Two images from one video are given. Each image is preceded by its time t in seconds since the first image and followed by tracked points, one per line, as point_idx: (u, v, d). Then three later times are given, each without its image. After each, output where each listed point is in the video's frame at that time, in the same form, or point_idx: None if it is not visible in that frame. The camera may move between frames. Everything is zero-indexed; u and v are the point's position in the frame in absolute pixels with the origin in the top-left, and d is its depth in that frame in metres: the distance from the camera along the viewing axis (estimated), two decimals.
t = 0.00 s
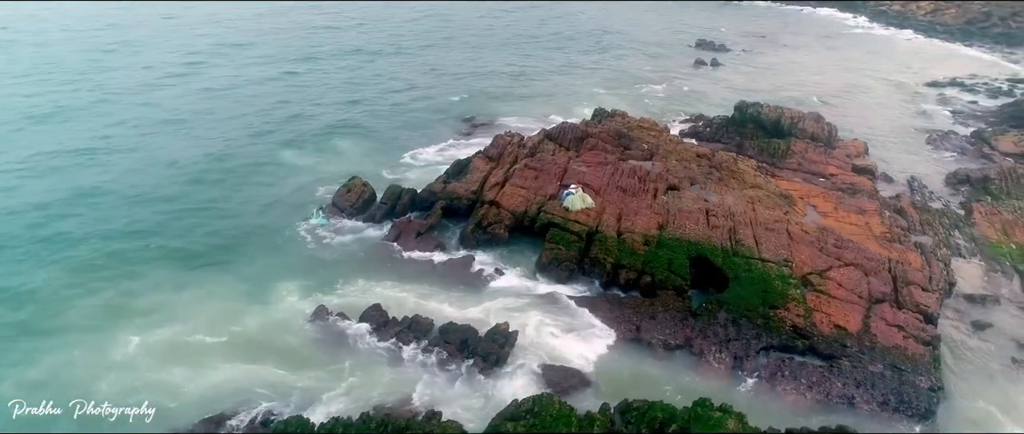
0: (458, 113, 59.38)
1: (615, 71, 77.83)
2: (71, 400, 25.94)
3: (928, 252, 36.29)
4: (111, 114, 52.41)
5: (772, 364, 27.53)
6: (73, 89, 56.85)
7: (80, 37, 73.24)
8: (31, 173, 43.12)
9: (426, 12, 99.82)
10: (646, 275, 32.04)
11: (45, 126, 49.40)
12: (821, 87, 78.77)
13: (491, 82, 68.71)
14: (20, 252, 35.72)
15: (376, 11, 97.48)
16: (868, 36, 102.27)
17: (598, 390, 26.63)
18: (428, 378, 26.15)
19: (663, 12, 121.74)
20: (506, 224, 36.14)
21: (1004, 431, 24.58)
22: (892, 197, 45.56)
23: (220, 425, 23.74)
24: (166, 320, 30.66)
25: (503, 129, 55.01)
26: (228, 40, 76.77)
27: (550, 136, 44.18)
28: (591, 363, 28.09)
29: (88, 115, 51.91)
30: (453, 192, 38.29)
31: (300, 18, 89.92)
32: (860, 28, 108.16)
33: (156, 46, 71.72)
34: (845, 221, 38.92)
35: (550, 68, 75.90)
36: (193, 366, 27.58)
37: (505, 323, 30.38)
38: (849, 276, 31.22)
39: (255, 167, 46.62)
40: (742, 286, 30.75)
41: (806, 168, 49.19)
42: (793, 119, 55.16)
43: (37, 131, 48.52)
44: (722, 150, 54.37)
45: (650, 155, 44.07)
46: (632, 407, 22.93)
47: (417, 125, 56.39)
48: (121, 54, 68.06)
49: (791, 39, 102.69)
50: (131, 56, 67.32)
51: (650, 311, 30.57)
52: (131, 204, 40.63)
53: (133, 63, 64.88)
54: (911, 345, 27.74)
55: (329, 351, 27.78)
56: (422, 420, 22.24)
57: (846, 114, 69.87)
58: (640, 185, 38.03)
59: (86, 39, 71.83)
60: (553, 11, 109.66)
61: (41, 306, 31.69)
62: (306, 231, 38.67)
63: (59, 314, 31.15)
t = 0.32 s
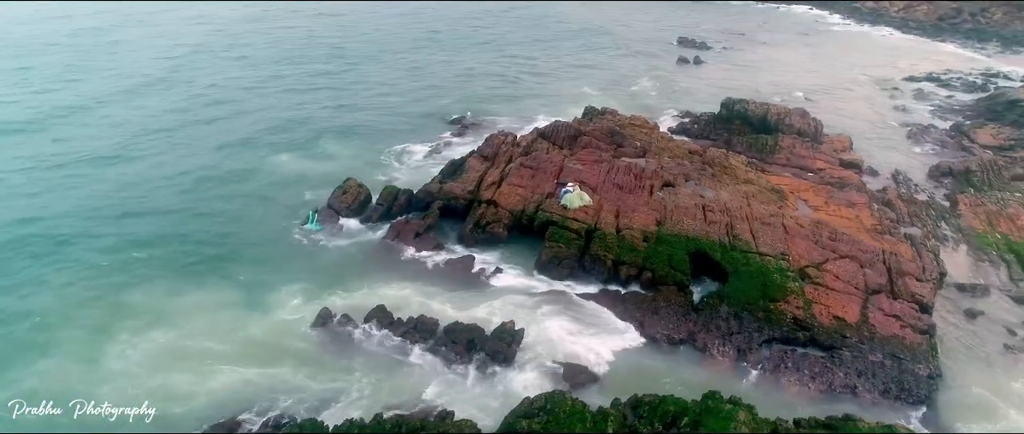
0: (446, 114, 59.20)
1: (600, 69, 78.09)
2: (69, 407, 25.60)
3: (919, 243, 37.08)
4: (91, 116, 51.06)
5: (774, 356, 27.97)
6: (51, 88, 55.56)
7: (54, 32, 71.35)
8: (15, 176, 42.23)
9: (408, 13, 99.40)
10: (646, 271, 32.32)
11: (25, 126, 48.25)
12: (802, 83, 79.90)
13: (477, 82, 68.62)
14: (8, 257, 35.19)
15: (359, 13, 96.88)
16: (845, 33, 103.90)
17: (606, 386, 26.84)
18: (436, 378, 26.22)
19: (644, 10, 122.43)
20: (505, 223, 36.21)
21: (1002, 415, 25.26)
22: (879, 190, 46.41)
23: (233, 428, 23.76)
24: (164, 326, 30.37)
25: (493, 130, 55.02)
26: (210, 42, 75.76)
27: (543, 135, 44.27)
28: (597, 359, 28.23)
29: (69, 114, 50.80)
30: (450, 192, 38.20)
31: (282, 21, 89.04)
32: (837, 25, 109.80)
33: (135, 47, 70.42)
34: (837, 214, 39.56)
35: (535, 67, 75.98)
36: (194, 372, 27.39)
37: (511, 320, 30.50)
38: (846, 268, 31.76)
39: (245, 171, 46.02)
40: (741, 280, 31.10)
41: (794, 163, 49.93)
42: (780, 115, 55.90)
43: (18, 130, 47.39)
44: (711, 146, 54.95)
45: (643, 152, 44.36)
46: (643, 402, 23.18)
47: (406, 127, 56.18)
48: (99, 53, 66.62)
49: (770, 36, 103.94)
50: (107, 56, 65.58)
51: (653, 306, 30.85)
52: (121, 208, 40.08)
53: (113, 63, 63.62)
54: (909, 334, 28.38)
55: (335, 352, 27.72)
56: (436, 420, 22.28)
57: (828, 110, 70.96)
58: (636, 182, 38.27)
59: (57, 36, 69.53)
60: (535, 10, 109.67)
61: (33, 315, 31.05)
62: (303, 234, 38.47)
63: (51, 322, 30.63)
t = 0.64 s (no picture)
0: (436, 115, 59.10)
1: (585, 67, 78.42)
2: (69, 414, 25.17)
3: (908, 234, 37.84)
4: (73, 119, 49.90)
5: (778, 348, 28.39)
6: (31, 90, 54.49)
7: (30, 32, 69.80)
8: None
9: (391, 13, 98.96)
10: (647, 268, 32.65)
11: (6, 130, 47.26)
12: (784, 79, 81.02)
13: (465, 82, 68.56)
14: None
15: (341, 14, 96.24)
16: (823, 30, 105.62)
17: (614, 379, 27.09)
18: (446, 378, 26.30)
19: (625, 8, 123.16)
20: (504, 222, 36.26)
21: (1000, 401, 25.97)
22: (867, 184, 47.27)
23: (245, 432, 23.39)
24: (161, 330, 30.01)
25: (483, 130, 55.02)
26: (192, 43, 74.75)
27: (536, 134, 44.34)
28: (604, 354, 28.46)
29: (52, 116, 49.86)
30: (447, 192, 38.12)
31: (264, 21, 88.08)
32: (815, 22, 111.57)
33: (115, 47, 69.17)
34: (828, 208, 40.21)
35: (521, 66, 76.11)
36: (196, 377, 27.12)
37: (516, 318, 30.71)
38: (841, 260, 32.34)
39: (236, 175, 45.57)
40: (741, 273, 31.50)
41: (783, 158, 50.65)
42: (766, 111, 56.60)
43: None
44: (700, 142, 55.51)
45: (636, 149, 44.62)
46: (655, 395, 23.39)
47: (396, 128, 55.95)
48: (79, 53, 65.34)
49: (751, 33, 105.27)
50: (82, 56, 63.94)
51: (656, 301, 31.19)
52: (111, 212, 39.54)
53: (94, 63, 62.46)
54: (906, 323, 29.03)
55: (342, 356, 27.68)
56: (451, 419, 22.32)
57: (811, 105, 72.07)
58: (632, 179, 38.52)
59: (33, 35, 67.89)
60: (517, 8, 109.79)
61: (26, 324, 30.41)
62: (300, 237, 38.16)
63: (46, 330, 30.08)
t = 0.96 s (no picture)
0: (426, 115, 58.93)
1: (572, 66, 78.68)
2: (65, 416, 24.56)
3: (899, 227, 38.53)
4: (55, 122, 48.82)
5: (779, 340, 28.82)
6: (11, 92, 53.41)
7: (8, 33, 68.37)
8: None
9: (374, 14, 98.51)
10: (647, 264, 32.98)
11: None
12: (768, 76, 81.97)
13: (453, 82, 68.43)
14: None
15: (325, 15, 95.56)
16: (803, 27, 107.04)
17: (621, 374, 27.33)
18: (454, 377, 26.45)
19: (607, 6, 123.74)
20: (503, 221, 36.27)
21: (995, 388, 26.65)
22: (855, 178, 48.02)
23: None
24: (159, 334, 29.58)
25: (473, 131, 54.97)
26: (174, 43, 73.72)
27: (530, 132, 44.44)
28: (608, 350, 28.71)
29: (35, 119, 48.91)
30: (444, 192, 37.99)
31: (246, 23, 87.26)
32: (794, 19, 113.00)
33: (96, 47, 67.98)
34: (820, 203, 40.82)
35: (507, 66, 76.13)
36: (196, 381, 26.79)
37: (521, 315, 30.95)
38: (837, 253, 32.87)
39: (227, 178, 45.04)
40: (740, 268, 31.86)
41: (772, 154, 51.25)
42: (754, 107, 57.19)
43: None
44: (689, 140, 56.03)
45: (629, 146, 44.84)
46: (664, 389, 23.61)
47: (386, 129, 55.69)
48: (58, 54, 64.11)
49: (732, 31, 106.34)
50: (59, 53, 62.32)
51: (658, 296, 31.53)
52: (101, 217, 38.95)
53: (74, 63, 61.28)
54: (903, 314, 29.62)
55: (348, 358, 27.69)
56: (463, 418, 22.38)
57: (795, 101, 73.02)
58: (628, 176, 38.75)
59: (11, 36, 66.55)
60: (501, 8, 109.85)
61: (20, 329, 29.80)
62: (297, 239, 37.96)
63: (37, 334, 29.45)
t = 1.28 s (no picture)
0: (413, 116, 58.62)
1: (555, 64, 78.89)
2: (66, 423, 24.04)
3: (887, 219, 39.34)
4: (33, 127, 47.59)
5: (779, 332, 29.31)
6: None
7: None
8: None
9: (354, 15, 97.63)
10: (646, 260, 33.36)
11: None
12: (748, 72, 83.01)
13: (437, 82, 68.19)
14: None
15: (303, 17, 94.54)
16: (779, 23, 108.61)
17: (626, 368, 27.77)
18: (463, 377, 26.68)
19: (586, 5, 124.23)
20: (501, 219, 36.29)
21: (988, 373, 27.51)
22: (841, 171, 48.93)
23: None
24: (156, 339, 29.07)
25: (461, 131, 54.86)
26: (151, 45, 72.27)
27: (522, 131, 44.51)
28: (612, 344, 29.10)
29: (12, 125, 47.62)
30: (440, 191, 37.67)
31: (223, 25, 85.93)
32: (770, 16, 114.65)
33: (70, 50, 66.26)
34: (809, 196, 41.53)
35: (491, 65, 76.05)
36: (199, 386, 26.42)
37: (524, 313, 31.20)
38: (830, 245, 33.47)
39: (215, 181, 44.37)
40: (737, 261, 32.29)
41: (759, 149, 51.94)
42: (739, 103, 57.79)
43: None
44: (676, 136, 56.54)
45: (620, 143, 45.10)
46: (673, 382, 23.95)
47: (373, 130, 55.34)
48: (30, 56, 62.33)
49: (711, 28, 107.48)
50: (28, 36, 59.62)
51: (659, 291, 31.96)
52: (88, 224, 38.09)
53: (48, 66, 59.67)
54: (897, 303, 30.32)
55: (355, 361, 27.65)
56: (477, 417, 22.50)
57: (775, 97, 74.04)
58: (622, 173, 39.00)
59: None
60: (481, 8, 109.64)
61: (12, 338, 29.10)
62: (292, 242, 37.60)
63: (30, 342, 28.84)
